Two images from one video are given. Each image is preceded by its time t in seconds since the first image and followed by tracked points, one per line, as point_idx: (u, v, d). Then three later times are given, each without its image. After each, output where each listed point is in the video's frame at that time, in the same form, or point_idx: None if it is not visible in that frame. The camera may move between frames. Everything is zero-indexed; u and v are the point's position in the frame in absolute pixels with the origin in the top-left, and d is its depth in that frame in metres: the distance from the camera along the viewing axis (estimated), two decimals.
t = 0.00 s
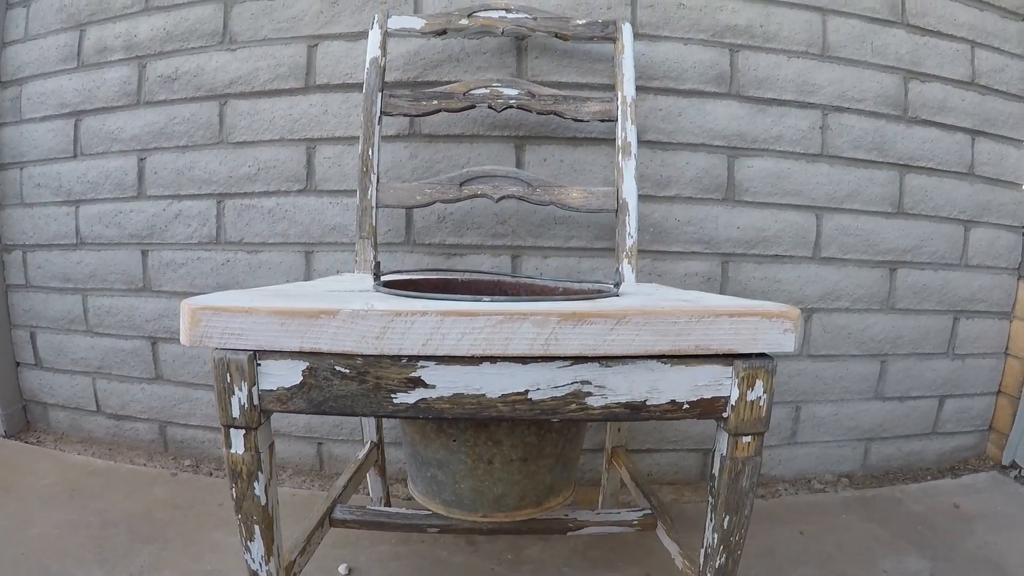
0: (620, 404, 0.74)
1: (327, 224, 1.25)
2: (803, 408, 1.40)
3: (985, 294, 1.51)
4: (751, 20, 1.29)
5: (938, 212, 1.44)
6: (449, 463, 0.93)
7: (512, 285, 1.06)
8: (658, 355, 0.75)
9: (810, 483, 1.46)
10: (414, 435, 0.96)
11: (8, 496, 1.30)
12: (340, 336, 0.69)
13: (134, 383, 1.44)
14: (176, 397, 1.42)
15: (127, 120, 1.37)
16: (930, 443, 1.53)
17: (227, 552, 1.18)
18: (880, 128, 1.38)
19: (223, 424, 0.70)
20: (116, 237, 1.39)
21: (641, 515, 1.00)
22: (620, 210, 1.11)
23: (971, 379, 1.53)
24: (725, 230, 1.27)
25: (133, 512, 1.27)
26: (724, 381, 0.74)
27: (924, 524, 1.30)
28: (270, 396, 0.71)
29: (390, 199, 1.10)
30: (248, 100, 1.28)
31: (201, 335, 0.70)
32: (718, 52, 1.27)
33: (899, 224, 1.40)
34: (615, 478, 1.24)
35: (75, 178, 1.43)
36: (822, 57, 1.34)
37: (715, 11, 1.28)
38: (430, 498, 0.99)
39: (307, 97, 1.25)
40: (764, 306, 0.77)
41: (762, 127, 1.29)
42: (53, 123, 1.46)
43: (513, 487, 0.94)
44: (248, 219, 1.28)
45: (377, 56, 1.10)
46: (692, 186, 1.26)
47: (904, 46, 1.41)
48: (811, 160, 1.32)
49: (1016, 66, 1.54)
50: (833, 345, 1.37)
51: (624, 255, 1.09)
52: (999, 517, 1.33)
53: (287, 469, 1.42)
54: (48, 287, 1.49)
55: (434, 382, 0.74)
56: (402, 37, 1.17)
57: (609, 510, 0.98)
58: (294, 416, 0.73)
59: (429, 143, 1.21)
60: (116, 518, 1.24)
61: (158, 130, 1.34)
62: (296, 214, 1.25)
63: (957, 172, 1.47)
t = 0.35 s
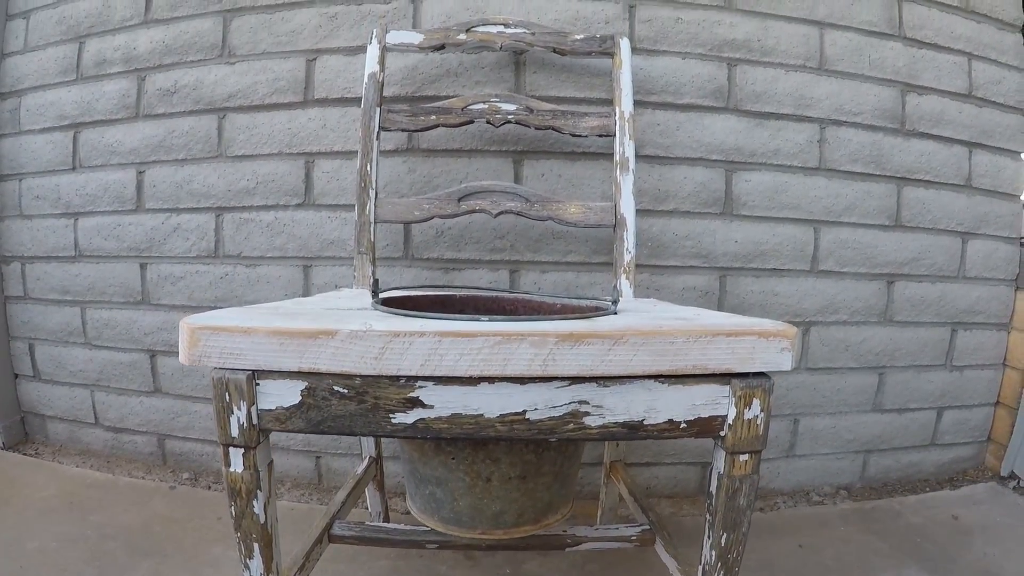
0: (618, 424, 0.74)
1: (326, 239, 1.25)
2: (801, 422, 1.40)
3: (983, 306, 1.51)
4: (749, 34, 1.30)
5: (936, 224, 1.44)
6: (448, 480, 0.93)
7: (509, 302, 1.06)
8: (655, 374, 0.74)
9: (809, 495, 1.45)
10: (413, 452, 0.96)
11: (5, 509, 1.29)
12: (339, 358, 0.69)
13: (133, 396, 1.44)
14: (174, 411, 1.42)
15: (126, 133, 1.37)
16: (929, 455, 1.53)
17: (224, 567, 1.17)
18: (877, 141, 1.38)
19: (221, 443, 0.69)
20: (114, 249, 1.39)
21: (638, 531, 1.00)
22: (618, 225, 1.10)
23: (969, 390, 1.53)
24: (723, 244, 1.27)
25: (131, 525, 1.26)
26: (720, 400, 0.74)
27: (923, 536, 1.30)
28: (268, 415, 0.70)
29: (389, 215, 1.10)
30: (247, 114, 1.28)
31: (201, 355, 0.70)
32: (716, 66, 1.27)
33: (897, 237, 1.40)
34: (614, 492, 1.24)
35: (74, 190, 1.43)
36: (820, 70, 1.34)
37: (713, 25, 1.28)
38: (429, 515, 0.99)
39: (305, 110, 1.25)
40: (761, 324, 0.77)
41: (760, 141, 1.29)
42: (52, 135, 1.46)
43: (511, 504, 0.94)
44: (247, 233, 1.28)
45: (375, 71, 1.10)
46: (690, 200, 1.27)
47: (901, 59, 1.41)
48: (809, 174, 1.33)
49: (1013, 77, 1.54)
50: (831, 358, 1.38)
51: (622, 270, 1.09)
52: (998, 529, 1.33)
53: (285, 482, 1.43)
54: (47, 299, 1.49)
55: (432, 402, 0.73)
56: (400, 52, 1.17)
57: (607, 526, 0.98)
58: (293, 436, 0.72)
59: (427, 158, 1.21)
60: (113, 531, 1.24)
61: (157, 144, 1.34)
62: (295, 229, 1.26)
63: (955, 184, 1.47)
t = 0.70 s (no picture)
0: (614, 448, 0.72)
1: (324, 255, 1.25)
2: (797, 439, 1.40)
3: (980, 323, 1.51)
4: (747, 52, 1.30)
5: (933, 241, 1.45)
6: (444, 500, 0.93)
7: (506, 321, 1.05)
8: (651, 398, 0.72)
9: (806, 511, 1.45)
10: (409, 472, 0.96)
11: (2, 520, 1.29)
12: (334, 379, 0.67)
13: (130, 408, 1.45)
14: (172, 423, 1.42)
15: (126, 145, 1.37)
16: (925, 471, 1.53)
17: None
18: (875, 159, 1.39)
19: (218, 462, 0.68)
20: (113, 261, 1.39)
21: (634, 550, 1.01)
22: (616, 244, 1.10)
23: (966, 407, 1.53)
24: (720, 263, 1.28)
25: (127, 537, 1.26)
26: (717, 423, 0.72)
27: (919, 553, 1.30)
28: (264, 435, 0.69)
29: (387, 233, 1.10)
30: (247, 128, 1.28)
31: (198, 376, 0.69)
32: (714, 84, 1.28)
33: (894, 255, 1.40)
34: (610, 510, 1.24)
35: (73, 202, 1.43)
36: (817, 88, 1.35)
37: (711, 43, 1.29)
38: (425, 534, 0.99)
39: (305, 126, 1.25)
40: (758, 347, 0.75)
41: (757, 159, 1.30)
42: (51, 146, 1.47)
43: (507, 525, 0.94)
44: (245, 248, 1.28)
45: (374, 88, 1.10)
46: (688, 218, 1.27)
47: (899, 76, 1.42)
48: (806, 192, 1.33)
49: (1010, 94, 1.55)
50: (828, 376, 1.38)
51: (618, 289, 1.09)
52: (994, 546, 1.33)
53: (282, 496, 1.43)
54: (45, 310, 1.49)
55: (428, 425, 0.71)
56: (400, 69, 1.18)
57: (603, 546, 0.99)
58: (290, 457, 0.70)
59: (425, 175, 1.21)
60: (109, 544, 1.24)
61: (156, 157, 1.34)
62: (293, 244, 1.26)
63: (952, 202, 1.48)
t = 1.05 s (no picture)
0: (609, 468, 0.71)
1: (322, 271, 1.26)
2: (795, 452, 1.41)
3: (977, 334, 1.52)
4: (743, 67, 1.31)
5: (930, 254, 1.45)
6: (441, 519, 0.94)
7: (503, 339, 1.05)
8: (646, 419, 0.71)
9: (804, 524, 1.45)
10: (407, 492, 0.97)
11: None
12: (332, 402, 0.67)
13: (129, 422, 1.45)
14: (170, 438, 1.42)
15: (124, 160, 1.38)
16: (923, 482, 1.53)
17: None
18: (871, 173, 1.39)
19: (217, 483, 0.68)
20: (111, 276, 1.39)
21: (633, 568, 1.00)
22: (613, 261, 1.10)
23: (963, 418, 1.54)
24: (716, 277, 1.28)
25: (123, 551, 1.26)
26: (710, 444, 0.71)
27: (918, 565, 1.30)
28: (263, 457, 0.68)
29: (385, 249, 1.10)
30: (245, 144, 1.29)
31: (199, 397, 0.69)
32: (710, 100, 1.29)
33: (890, 268, 1.41)
34: (607, 526, 1.24)
35: (72, 216, 1.43)
36: (813, 102, 1.35)
37: (707, 59, 1.29)
38: (423, 553, 0.99)
39: (302, 142, 1.26)
40: (753, 367, 0.74)
41: (753, 174, 1.30)
42: (49, 160, 1.47)
43: (504, 544, 0.94)
44: (243, 264, 1.28)
45: (372, 105, 1.10)
46: (685, 234, 1.28)
47: (895, 90, 1.42)
48: (803, 207, 1.34)
49: (1006, 106, 1.55)
50: (825, 389, 1.39)
51: (616, 306, 1.08)
52: (993, 557, 1.33)
53: (281, 510, 1.44)
54: (43, 323, 1.50)
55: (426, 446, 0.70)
56: (397, 86, 1.18)
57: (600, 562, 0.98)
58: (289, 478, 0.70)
59: (423, 191, 1.22)
60: (105, 558, 1.23)
61: (154, 172, 1.35)
62: (291, 260, 1.26)
63: (949, 214, 1.48)
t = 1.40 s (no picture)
0: (605, 492, 0.70)
1: (320, 288, 1.26)
2: (792, 467, 1.41)
3: (975, 348, 1.52)
4: (739, 84, 1.31)
5: (927, 268, 1.46)
6: (440, 541, 0.94)
7: (501, 358, 1.05)
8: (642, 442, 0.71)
9: (803, 539, 1.45)
10: (406, 513, 0.97)
11: None
12: (330, 428, 0.67)
13: (127, 438, 1.45)
14: (169, 453, 1.43)
15: (123, 176, 1.38)
16: (922, 496, 1.54)
17: None
18: (868, 188, 1.40)
19: (217, 506, 0.67)
20: (109, 292, 1.40)
21: None
22: (609, 279, 1.09)
23: (962, 431, 1.54)
24: (713, 294, 1.29)
25: (120, 568, 1.25)
26: (707, 467, 0.70)
27: None
28: (263, 481, 0.68)
29: (382, 267, 1.10)
30: (243, 161, 1.29)
31: (197, 422, 0.69)
32: (707, 116, 1.29)
33: (888, 283, 1.41)
34: (605, 543, 1.23)
35: (70, 232, 1.44)
36: (810, 118, 1.36)
37: (704, 75, 1.30)
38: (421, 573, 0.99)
39: (300, 159, 1.26)
40: (749, 389, 0.74)
41: (750, 191, 1.31)
42: (48, 176, 1.47)
43: (502, 565, 0.94)
44: (241, 281, 1.29)
45: (369, 124, 1.10)
46: (682, 250, 1.28)
47: (891, 105, 1.43)
48: (800, 223, 1.34)
49: (1003, 118, 1.56)
50: (822, 404, 1.39)
51: (613, 324, 1.07)
52: (992, 572, 1.33)
53: (279, 527, 1.44)
54: (41, 339, 1.50)
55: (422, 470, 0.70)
56: (394, 104, 1.18)
57: None
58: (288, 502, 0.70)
59: (420, 210, 1.23)
60: None
61: (152, 189, 1.35)
62: (289, 277, 1.27)
63: (946, 228, 1.49)
